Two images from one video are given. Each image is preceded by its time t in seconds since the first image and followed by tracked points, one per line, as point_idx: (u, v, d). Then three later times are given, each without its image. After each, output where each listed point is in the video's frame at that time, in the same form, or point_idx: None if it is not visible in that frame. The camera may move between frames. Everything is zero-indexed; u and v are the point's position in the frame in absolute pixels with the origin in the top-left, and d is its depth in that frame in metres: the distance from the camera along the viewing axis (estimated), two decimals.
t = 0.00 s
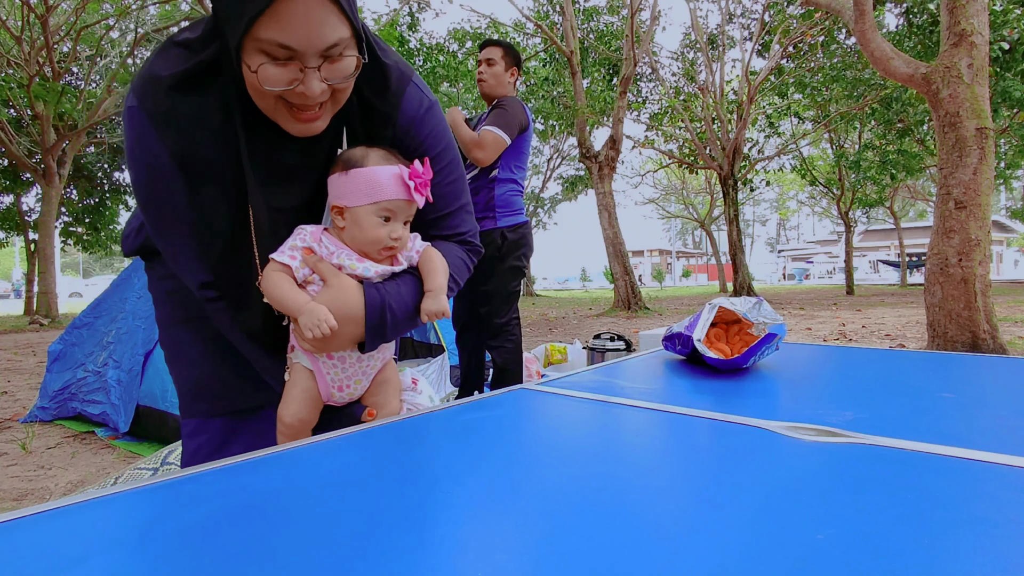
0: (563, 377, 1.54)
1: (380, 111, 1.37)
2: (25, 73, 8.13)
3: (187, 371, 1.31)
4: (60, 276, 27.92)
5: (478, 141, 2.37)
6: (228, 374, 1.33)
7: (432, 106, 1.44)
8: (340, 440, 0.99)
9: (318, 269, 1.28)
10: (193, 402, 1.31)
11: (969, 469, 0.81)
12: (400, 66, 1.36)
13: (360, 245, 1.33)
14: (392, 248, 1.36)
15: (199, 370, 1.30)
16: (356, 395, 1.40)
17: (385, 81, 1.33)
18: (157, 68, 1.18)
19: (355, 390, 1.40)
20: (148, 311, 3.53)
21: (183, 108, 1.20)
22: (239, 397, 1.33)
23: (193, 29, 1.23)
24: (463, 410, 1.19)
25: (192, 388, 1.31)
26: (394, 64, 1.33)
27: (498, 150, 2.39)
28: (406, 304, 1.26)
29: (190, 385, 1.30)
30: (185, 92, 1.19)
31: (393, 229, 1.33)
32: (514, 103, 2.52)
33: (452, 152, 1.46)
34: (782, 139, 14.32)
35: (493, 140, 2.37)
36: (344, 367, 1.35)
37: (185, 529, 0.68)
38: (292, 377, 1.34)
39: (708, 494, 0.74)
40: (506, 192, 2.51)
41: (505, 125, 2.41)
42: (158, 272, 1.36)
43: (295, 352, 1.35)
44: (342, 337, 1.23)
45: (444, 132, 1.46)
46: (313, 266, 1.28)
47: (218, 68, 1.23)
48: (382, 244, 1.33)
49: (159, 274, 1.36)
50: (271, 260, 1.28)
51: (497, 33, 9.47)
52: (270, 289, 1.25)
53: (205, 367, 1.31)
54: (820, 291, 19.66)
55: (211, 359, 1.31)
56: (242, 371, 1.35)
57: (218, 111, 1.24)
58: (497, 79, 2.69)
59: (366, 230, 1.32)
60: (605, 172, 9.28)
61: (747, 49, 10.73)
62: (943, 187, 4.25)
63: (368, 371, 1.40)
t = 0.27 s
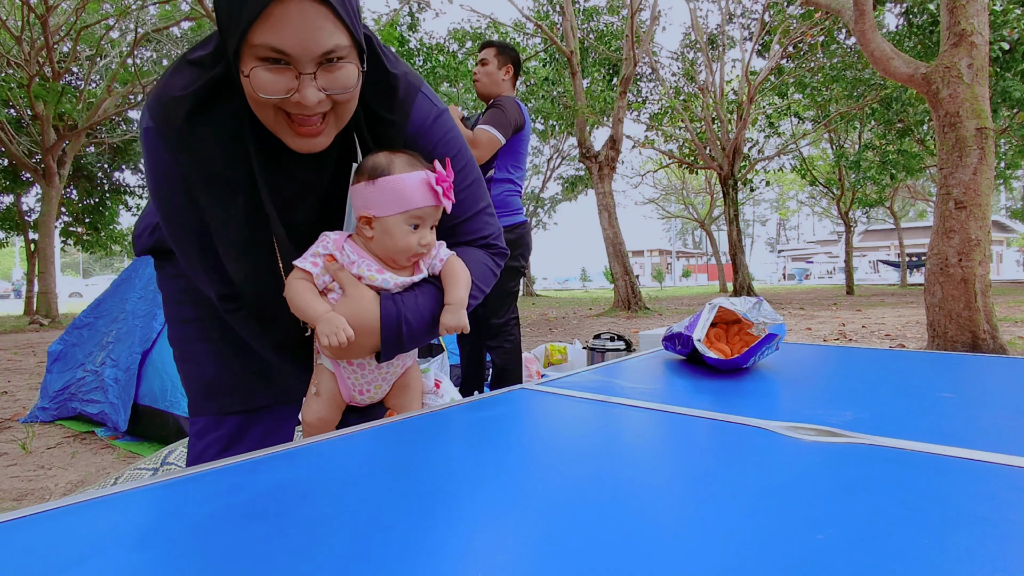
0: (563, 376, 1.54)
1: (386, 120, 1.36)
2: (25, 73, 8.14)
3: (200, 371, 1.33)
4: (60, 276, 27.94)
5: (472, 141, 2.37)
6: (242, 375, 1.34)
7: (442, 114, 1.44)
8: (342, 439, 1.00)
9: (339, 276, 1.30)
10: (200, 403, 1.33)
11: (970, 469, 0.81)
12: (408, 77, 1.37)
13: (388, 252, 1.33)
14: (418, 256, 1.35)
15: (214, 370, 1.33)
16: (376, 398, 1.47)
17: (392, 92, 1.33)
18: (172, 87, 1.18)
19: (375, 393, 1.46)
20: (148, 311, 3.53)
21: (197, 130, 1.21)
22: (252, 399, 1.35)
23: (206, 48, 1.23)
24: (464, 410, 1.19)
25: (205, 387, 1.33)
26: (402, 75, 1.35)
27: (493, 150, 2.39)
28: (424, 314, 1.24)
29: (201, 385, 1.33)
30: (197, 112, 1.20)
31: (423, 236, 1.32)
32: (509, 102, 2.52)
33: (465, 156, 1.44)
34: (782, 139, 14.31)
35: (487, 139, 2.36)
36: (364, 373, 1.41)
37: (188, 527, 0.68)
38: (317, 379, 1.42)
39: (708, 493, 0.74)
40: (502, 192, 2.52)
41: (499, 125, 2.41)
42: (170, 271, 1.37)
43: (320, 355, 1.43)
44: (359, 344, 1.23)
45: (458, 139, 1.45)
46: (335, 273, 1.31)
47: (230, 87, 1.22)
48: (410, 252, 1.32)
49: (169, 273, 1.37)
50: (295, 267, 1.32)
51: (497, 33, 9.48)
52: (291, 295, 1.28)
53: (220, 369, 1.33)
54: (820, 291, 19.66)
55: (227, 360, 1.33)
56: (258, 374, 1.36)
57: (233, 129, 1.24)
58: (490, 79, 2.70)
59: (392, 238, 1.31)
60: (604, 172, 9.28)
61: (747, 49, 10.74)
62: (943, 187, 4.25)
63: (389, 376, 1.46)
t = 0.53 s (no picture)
0: (563, 376, 1.54)
1: (393, 127, 1.33)
2: (25, 73, 8.15)
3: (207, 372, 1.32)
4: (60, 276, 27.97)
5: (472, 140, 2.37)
6: (248, 375, 1.34)
7: (449, 118, 1.42)
8: (342, 439, 1.00)
9: (324, 288, 1.32)
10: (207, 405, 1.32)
11: (969, 469, 0.81)
12: (415, 82, 1.34)
13: (372, 263, 1.35)
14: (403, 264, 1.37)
15: (221, 371, 1.32)
16: (378, 399, 1.50)
17: (400, 96, 1.30)
18: (182, 97, 1.17)
19: (374, 397, 1.50)
20: (147, 310, 3.53)
21: (208, 146, 1.20)
22: (258, 401, 1.35)
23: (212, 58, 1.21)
24: (462, 410, 1.19)
25: (211, 389, 1.32)
26: (409, 79, 1.32)
27: (493, 149, 2.39)
28: (406, 325, 1.25)
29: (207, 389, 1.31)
30: (208, 129, 1.19)
31: (405, 245, 1.34)
32: (509, 102, 2.52)
33: (472, 162, 1.42)
34: (782, 139, 14.32)
35: (488, 138, 2.36)
36: (358, 379, 1.45)
37: (187, 528, 0.68)
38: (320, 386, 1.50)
39: (707, 494, 0.74)
40: (501, 192, 2.52)
41: (500, 125, 2.41)
42: (172, 274, 1.37)
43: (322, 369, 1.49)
44: (343, 354, 1.26)
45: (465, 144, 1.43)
46: (321, 286, 1.33)
47: (239, 100, 1.22)
48: (394, 261, 1.34)
49: (172, 275, 1.36)
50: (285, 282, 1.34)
51: (497, 33, 9.48)
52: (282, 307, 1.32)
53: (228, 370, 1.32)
54: (820, 291, 19.66)
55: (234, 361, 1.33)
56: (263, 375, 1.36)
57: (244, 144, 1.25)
58: (490, 79, 2.70)
59: (376, 249, 1.33)
60: (605, 172, 9.28)
61: (747, 49, 10.75)
62: (943, 187, 4.25)
63: (386, 379, 1.48)
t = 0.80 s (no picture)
0: (563, 376, 1.54)
1: (398, 126, 1.34)
2: (25, 72, 8.15)
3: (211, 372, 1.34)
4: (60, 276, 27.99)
5: (478, 140, 2.36)
6: (250, 375, 1.36)
7: (451, 117, 1.41)
8: (341, 439, 0.99)
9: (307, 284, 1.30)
10: (209, 405, 1.34)
11: (968, 469, 0.81)
12: (418, 79, 1.36)
13: (355, 259, 1.33)
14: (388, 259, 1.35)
15: (225, 371, 1.34)
16: (368, 405, 1.39)
17: (403, 96, 1.31)
18: (186, 98, 1.17)
19: (366, 401, 1.39)
20: (146, 310, 3.52)
21: (210, 144, 1.20)
22: (261, 401, 1.36)
23: (217, 57, 1.21)
24: (461, 410, 1.19)
25: (215, 388, 1.35)
26: (412, 77, 1.33)
27: (497, 149, 2.39)
28: (390, 319, 1.23)
29: (211, 389, 1.34)
30: (211, 128, 1.19)
31: (388, 238, 1.33)
32: (512, 103, 2.53)
33: (471, 160, 1.42)
34: (782, 139, 14.32)
35: (490, 137, 2.37)
36: (348, 382, 1.35)
37: (187, 529, 0.67)
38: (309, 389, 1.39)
39: (706, 493, 0.74)
40: (501, 191, 2.52)
41: (503, 126, 2.42)
42: (180, 275, 1.38)
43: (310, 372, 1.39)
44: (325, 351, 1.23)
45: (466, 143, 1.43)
46: (305, 283, 1.31)
47: (242, 98, 1.22)
48: (377, 255, 1.32)
49: (180, 276, 1.38)
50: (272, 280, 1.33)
51: (497, 33, 9.48)
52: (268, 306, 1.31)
53: (232, 371, 1.35)
54: (820, 291, 19.65)
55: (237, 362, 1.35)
56: (264, 378, 1.37)
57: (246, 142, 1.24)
58: (490, 78, 2.70)
59: (359, 243, 1.31)
60: (605, 172, 9.28)
61: (747, 49, 10.75)
62: (943, 187, 4.25)
63: (378, 383, 1.38)
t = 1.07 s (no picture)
0: (563, 376, 1.54)
1: (398, 122, 1.37)
2: (25, 72, 8.15)
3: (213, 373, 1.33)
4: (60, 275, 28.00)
5: (479, 139, 2.38)
6: (254, 376, 1.35)
7: (451, 116, 1.42)
8: (338, 439, 0.99)
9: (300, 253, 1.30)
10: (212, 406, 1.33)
11: (969, 469, 0.81)
12: (420, 79, 1.39)
13: (348, 228, 1.33)
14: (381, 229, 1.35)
15: (229, 374, 1.33)
16: (356, 381, 1.37)
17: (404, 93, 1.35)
18: (188, 96, 1.21)
19: (353, 376, 1.37)
20: (146, 311, 3.52)
21: (211, 137, 1.22)
22: (264, 400, 1.35)
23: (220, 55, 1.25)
24: (460, 410, 1.18)
25: (218, 388, 1.34)
26: (414, 76, 1.37)
27: (499, 149, 2.39)
28: (392, 284, 1.23)
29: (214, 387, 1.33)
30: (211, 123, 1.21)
31: (379, 208, 1.33)
32: (513, 102, 2.53)
33: (470, 160, 1.42)
34: (782, 139, 14.32)
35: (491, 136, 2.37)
36: (337, 352, 1.33)
37: (187, 530, 0.67)
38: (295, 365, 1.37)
39: (705, 493, 0.74)
40: (501, 190, 2.52)
41: (504, 125, 2.42)
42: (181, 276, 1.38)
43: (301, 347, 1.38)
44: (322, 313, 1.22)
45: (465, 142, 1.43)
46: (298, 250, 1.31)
47: (242, 95, 1.25)
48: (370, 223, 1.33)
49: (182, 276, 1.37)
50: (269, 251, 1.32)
51: (497, 33, 9.48)
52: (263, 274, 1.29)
53: (234, 372, 1.33)
54: (820, 291, 19.68)
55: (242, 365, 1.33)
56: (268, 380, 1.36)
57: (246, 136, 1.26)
58: (490, 78, 2.71)
59: (351, 213, 1.32)
60: (605, 172, 9.28)
61: (747, 49, 10.75)
62: (943, 187, 4.25)
63: (369, 357, 1.39)
